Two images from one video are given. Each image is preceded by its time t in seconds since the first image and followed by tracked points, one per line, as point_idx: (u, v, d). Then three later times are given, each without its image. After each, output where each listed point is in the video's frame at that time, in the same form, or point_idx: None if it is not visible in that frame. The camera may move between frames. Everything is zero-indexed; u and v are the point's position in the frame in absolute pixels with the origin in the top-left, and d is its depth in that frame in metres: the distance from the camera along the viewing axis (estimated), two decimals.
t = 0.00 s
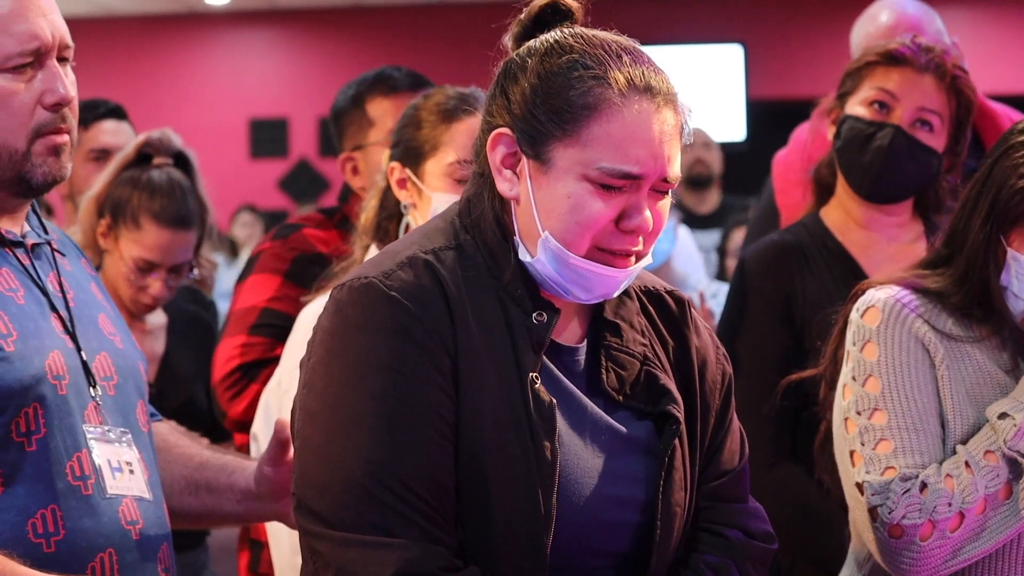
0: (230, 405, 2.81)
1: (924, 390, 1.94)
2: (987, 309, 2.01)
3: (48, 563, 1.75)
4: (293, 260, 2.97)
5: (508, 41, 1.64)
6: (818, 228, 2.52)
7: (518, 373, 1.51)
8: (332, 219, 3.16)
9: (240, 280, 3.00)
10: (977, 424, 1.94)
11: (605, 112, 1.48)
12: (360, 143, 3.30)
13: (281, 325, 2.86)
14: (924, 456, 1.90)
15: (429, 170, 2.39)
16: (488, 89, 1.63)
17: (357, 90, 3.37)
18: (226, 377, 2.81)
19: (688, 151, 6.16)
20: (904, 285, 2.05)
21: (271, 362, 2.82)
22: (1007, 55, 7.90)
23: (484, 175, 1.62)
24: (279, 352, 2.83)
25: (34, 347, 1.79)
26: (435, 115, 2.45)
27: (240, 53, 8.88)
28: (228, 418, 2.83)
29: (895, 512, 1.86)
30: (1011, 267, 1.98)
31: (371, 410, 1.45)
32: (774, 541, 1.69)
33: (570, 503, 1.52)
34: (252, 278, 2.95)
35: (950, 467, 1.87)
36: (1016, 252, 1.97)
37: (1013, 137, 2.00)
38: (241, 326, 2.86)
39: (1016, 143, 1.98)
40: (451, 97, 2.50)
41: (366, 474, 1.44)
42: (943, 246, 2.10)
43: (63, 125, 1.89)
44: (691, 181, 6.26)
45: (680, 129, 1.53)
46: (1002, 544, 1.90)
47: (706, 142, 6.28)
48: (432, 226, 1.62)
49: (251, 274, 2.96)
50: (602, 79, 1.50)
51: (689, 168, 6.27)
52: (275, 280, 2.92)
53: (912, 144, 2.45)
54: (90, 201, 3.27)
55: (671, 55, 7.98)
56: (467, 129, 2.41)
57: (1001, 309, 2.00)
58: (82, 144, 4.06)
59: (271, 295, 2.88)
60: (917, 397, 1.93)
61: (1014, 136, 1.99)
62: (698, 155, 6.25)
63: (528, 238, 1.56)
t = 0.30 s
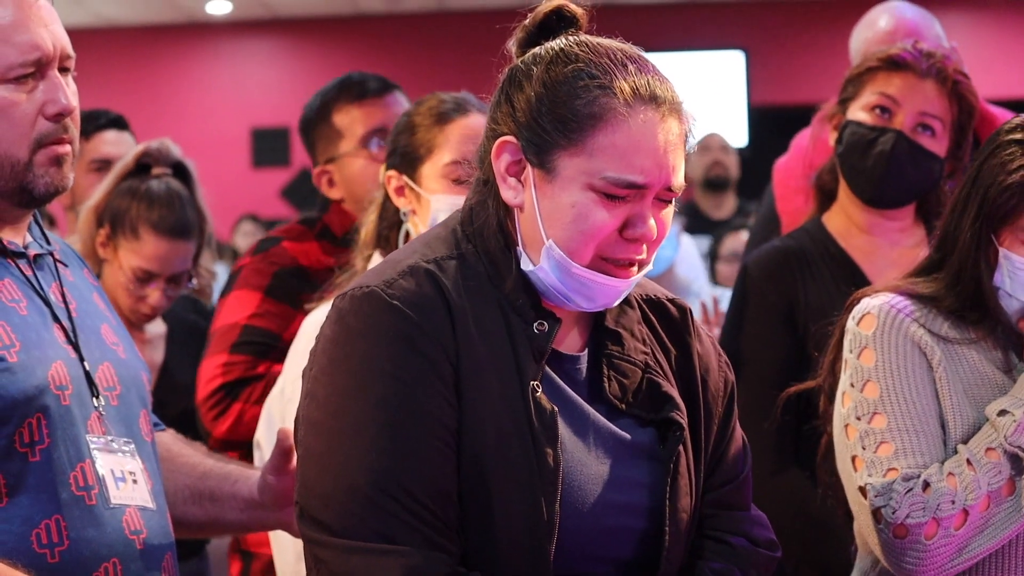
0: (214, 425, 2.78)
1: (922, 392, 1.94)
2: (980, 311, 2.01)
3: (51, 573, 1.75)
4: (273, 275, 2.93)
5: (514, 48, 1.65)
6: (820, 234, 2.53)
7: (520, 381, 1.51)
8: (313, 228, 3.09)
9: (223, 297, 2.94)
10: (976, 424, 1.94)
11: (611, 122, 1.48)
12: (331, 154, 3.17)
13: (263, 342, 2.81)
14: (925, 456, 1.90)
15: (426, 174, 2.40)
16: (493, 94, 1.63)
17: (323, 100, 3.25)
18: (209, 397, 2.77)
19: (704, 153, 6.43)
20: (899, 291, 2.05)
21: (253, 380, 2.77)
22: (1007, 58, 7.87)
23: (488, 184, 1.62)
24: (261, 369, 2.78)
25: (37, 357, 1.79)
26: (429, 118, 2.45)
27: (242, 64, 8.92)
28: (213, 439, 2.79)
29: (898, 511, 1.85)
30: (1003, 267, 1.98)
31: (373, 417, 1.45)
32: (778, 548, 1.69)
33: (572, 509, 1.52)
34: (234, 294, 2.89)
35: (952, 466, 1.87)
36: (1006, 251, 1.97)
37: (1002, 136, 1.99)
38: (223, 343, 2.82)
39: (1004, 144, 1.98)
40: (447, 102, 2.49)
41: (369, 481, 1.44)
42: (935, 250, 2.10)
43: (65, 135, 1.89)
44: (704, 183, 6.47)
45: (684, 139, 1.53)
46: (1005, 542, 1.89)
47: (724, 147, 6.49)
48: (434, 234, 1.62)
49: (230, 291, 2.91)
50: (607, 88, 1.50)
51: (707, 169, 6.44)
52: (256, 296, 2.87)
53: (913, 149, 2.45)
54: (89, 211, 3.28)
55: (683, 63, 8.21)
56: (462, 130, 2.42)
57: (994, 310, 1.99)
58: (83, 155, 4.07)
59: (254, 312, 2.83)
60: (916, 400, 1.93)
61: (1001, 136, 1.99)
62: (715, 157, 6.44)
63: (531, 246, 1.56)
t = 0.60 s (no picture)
0: (200, 432, 2.81)
1: (934, 401, 1.94)
2: (995, 319, 2.02)
3: None
4: (260, 282, 2.93)
5: (518, 53, 1.64)
6: (829, 239, 2.52)
7: (529, 390, 1.51)
8: (305, 234, 3.07)
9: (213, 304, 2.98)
10: (988, 435, 1.95)
11: (618, 125, 1.48)
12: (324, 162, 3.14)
13: (246, 349, 2.83)
14: (937, 468, 1.90)
15: (430, 176, 2.40)
16: (500, 98, 1.63)
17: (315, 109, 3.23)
18: (192, 404, 2.81)
19: (720, 159, 6.51)
20: (912, 295, 2.05)
21: (236, 388, 2.79)
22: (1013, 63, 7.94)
23: (497, 190, 1.63)
24: (243, 376, 2.80)
25: (46, 363, 1.79)
26: (433, 121, 2.45)
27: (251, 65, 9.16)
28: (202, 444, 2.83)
29: (908, 525, 1.86)
30: (1020, 277, 1.99)
31: (387, 426, 1.45)
32: (787, 552, 1.69)
33: (582, 517, 1.52)
34: (222, 301, 2.92)
35: (962, 479, 1.88)
36: None
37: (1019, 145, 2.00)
38: (210, 349, 2.85)
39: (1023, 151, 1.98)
40: (452, 104, 2.49)
41: (382, 491, 1.44)
42: (949, 255, 2.10)
43: (73, 141, 1.89)
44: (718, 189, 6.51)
45: (692, 140, 1.53)
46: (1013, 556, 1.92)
47: (740, 152, 6.56)
48: (443, 240, 1.62)
49: (219, 299, 2.94)
50: (614, 92, 1.50)
51: (722, 174, 6.47)
52: (242, 302, 2.89)
53: (924, 153, 2.45)
54: (98, 218, 3.29)
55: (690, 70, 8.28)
56: (464, 133, 2.43)
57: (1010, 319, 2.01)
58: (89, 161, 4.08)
59: (239, 319, 2.85)
60: (928, 409, 1.93)
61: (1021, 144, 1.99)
62: (730, 163, 6.48)
63: (541, 251, 1.57)
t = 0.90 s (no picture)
0: (235, 430, 2.78)
1: (947, 405, 1.94)
2: (1007, 322, 2.01)
3: None
4: (290, 282, 2.94)
5: (539, 58, 1.65)
6: (851, 246, 2.52)
7: (556, 386, 1.51)
8: (331, 237, 3.10)
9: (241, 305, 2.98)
10: (1002, 437, 1.94)
11: (641, 131, 1.48)
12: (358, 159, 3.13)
13: (282, 347, 2.82)
14: (951, 470, 1.89)
15: (450, 177, 2.41)
16: (522, 102, 1.63)
17: (354, 105, 3.21)
18: (228, 403, 2.78)
19: (742, 164, 6.63)
20: (922, 302, 2.05)
21: (272, 386, 2.77)
22: None
23: (519, 192, 1.62)
24: (280, 375, 2.79)
25: (67, 366, 1.80)
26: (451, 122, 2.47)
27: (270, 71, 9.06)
28: (233, 446, 2.79)
29: (923, 527, 1.86)
30: None
31: (410, 424, 1.45)
32: (812, 553, 1.69)
33: (607, 515, 1.52)
34: (252, 301, 2.92)
35: (976, 481, 1.87)
36: None
37: None
38: (243, 348, 2.83)
39: None
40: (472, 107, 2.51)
41: (405, 489, 1.44)
42: (958, 260, 2.10)
43: (94, 144, 1.89)
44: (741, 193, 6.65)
45: (714, 146, 1.52)
46: None
47: (760, 157, 6.66)
48: (467, 242, 1.62)
49: (249, 298, 2.93)
50: (637, 97, 1.49)
51: (741, 180, 6.60)
52: (275, 301, 2.89)
53: (946, 157, 2.45)
54: (117, 222, 3.29)
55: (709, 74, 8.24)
56: (484, 134, 2.43)
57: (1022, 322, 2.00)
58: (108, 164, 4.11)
59: (272, 318, 2.85)
60: (941, 413, 1.93)
61: None
62: (751, 168, 6.60)
63: (564, 255, 1.56)
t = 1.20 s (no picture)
0: (285, 438, 2.77)
1: (951, 408, 1.94)
2: (1010, 326, 2.01)
3: None
4: (319, 288, 2.94)
5: (556, 56, 1.66)
6: (858, 246, 2.54)
7: (569, 386, 1.52)
8: (350, 240, 3.09)
9: (270, 311, 2.96)
10: (1006, 440, 1.94)
11: (656, 136, 1.48)
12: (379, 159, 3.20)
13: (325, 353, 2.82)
14: (955, 472, 1.90)
15: (461, 180, 2.43)
16: (536, 102, 1.64)
17: (374, 107, 3.26)
18: (276, 410, 2.77)
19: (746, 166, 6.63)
20: (926, 307, 2.06)
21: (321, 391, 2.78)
22: None
23: (532, 192, 1.63)
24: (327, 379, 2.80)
25: (78, 369, 1.80)
26: (462, 125, 2.48)
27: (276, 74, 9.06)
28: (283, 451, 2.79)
29: (928, 528, 1.86)
30: None
31: (422, 424, 1.46)
32: (823, 557, 1.69)
33: (620, 518, 1.52)
34: (286, 307, 2.91)
35: (980, 482, 1.87)
36: None
37: None
38: (284, 356, 2.83)
39: None
40: (485, 110, 2.52)
41: (418, 488, 1.44)
42: (963, 263, 2.10)
43: (104, 147, 1.90)
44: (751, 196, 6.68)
45: (727, 152, 1.52)
46: None
47: (765, 160, 6.66)
48: (481, 242, 1.63)
49: (284, 304, 2.92)
50: (652, 101, 1.50)
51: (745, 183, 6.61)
52: (312, 306, 2.90)
53: (952, 160, 2.46)
54: (125, 225, 3.31)
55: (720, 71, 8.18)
56: (496, 137, 2.45)
57: None
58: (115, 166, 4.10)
59: (312, 323, 2.85)
60: (944, 416, 1.93)
61: None
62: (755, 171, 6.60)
63: (574, 258, 1.57)
